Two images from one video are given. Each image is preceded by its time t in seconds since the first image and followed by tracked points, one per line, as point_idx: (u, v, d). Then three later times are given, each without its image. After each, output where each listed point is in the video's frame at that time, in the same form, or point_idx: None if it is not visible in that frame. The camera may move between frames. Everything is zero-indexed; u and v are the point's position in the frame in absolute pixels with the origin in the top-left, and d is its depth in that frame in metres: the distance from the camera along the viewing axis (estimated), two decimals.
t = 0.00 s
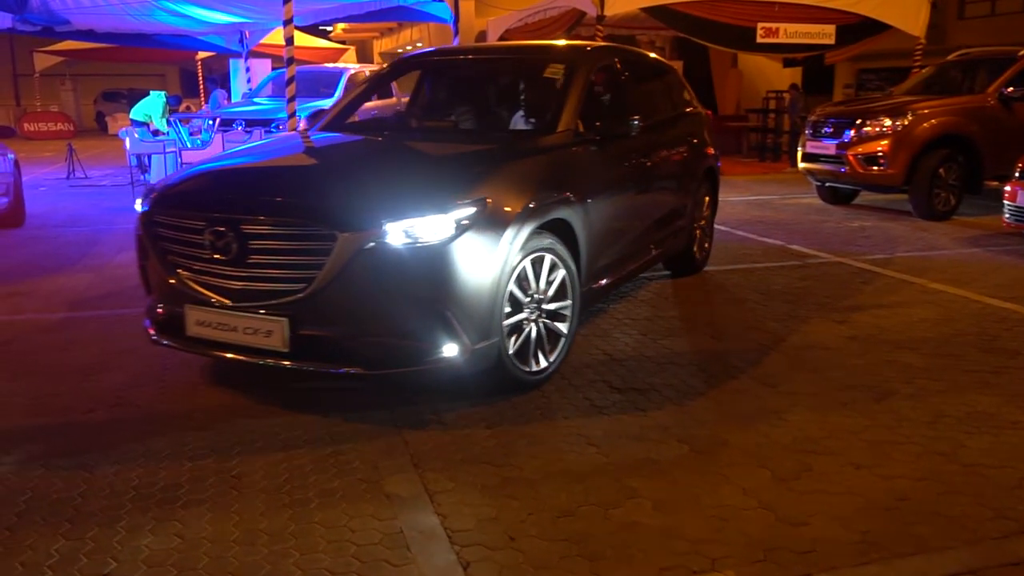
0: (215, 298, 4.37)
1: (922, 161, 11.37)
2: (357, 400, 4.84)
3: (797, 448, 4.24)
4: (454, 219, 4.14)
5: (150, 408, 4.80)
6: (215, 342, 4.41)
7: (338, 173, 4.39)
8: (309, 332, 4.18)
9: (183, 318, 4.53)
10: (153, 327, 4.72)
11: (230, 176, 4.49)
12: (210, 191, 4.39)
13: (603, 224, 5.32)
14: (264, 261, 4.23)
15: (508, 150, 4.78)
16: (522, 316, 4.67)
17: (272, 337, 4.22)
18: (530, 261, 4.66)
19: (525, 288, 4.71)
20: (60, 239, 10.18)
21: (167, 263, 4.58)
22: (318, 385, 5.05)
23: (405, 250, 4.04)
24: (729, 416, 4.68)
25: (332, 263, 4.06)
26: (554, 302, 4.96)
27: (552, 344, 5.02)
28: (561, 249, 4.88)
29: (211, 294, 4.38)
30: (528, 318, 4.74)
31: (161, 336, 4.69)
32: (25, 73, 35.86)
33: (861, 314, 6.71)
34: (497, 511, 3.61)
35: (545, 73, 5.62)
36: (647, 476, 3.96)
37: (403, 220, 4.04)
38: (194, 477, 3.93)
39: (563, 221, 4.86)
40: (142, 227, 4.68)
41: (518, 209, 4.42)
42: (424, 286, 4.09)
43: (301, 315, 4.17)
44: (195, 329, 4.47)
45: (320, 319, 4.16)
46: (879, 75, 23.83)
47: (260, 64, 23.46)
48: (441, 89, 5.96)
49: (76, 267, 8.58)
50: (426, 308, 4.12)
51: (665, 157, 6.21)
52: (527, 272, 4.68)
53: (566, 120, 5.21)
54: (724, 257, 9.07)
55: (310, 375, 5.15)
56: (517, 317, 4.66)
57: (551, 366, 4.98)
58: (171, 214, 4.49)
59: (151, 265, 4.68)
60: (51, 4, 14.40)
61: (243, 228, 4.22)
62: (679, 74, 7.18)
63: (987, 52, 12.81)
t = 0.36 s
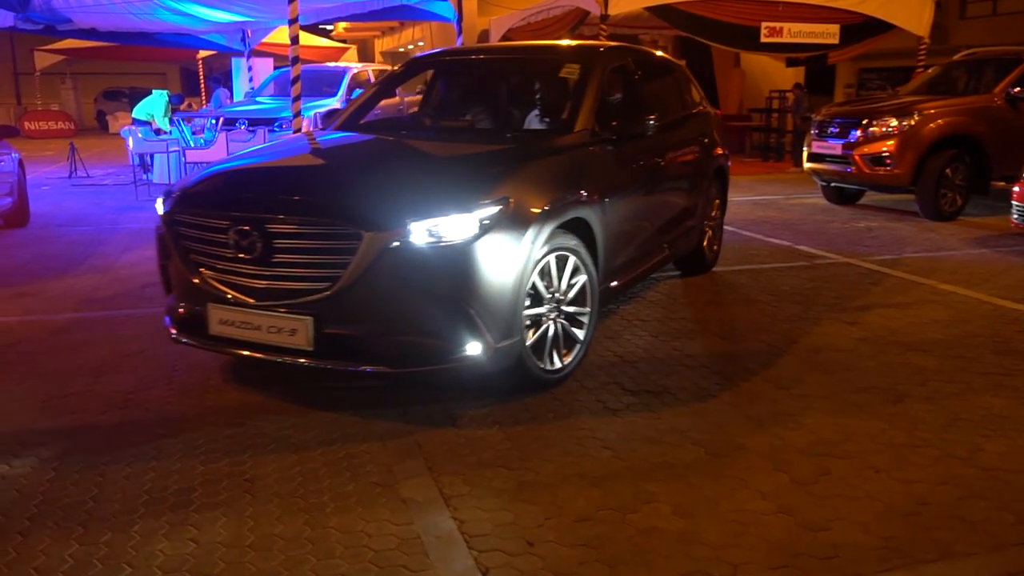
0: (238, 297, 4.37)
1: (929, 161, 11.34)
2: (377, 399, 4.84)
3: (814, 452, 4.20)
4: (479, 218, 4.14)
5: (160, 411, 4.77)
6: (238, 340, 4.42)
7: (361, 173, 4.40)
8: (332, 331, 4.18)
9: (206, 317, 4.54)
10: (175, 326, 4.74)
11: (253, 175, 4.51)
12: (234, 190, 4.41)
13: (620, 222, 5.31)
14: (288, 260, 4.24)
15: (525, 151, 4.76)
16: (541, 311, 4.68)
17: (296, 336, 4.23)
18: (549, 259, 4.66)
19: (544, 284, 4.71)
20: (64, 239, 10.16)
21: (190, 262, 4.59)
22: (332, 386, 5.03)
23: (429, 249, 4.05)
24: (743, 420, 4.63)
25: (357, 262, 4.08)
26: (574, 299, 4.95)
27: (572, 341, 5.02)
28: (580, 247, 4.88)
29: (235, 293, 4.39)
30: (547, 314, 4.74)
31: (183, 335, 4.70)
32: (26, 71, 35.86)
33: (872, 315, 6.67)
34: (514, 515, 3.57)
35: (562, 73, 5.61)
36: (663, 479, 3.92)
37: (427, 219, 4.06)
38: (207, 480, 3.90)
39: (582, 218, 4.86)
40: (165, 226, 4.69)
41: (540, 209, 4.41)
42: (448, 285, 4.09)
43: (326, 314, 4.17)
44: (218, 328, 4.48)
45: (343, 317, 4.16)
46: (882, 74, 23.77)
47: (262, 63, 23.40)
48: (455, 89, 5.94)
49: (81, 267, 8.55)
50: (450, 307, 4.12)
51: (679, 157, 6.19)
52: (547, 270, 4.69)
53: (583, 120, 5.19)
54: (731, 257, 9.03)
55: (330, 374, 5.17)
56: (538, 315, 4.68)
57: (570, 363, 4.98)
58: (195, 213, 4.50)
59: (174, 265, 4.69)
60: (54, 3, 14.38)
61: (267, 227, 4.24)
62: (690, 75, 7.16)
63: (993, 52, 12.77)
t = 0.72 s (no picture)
0: (257, 297, 4.36)
1: (929, 160, 11.31)
2: (393, 399, 4.84)
3: (828, 455, 4.15)
4: (500, 216, 4.15)
5: (163, 416, 4.68)
6: (257, 340, 4.40)
7: (379, 172, 4.39)
8: (353, 330, 4.18)
9: (223, 317, 4.52)
10: (191, 327, 4.72)
11: (271, 175, 4.49)
12: (253, 189, 4.39)
13: (632, 221, 5.31)
14: (309, 259, 4.22)
15: (540, 150, 4.73)
16: (558, 312, 4.67)
17: (316, 335, 4.22)
18: (566, 258, 4.66)
19: (561, 284, 4.70)
20: (60, 239, 10.06)
21: (207, 262, 4.56)
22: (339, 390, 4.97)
23: (450, 248, 4.04)
24: (755, 422, 4.58)
25: (379, 261, 4.07)
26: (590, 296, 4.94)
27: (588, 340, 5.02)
28: (595, 246, 4.87)
29: (254, 293, 4.37)
30: (564, 314, 4.74)
31: (201, 336, 4.67)
32: (18, 70, 35.67)
33: (879, 315, 6.63)
34: (528, 522, 3.51)
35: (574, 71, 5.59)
36: (678, 484, 3.86)
37: (449, 218, 4.05)
38: (213, 487, 3.82)
39: (598, 217, 4.85)
40: (181, 226, 4.66)
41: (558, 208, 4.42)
42: (470, 284, 4.08)
43: (347, 313, 4.17)
44: (236, 328, 4.45)
45: (364, 316, 4.16)
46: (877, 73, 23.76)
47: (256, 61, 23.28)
48: (465, 88, 5.91)
49: (78, 268, 8.44)
50: (472, 306, 4.12)
51: (687, 155, 6.16)
52: (564, 268, 4.69)
53: (597, 120, 5.16)
54: (733, 256, 8.98)
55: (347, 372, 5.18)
56: (555, 315, 4.67)
57: (586, 361, 4.99)
58: (213, 213, 4.48)
59: (190, 264, 4.67)
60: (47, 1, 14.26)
61: (288, 226, 4.22)
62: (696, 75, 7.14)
63: (991, 50, 12.75)
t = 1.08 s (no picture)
0: (266, 296, 4.33)
1: (920, 157, 11.31)
2: (401, 399, 4.85)
3: (835, 458, 4.08)
4: (511, 213, 4.13)
5: (152, 423, 4.56)
6: (266, 338, 4.37)
7: (387, 169, 4.37)
8: (364, 328, 4.16)
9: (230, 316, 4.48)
10: (196, 326, 4.69)
11: (278, 172, 4.47)
12: (260, 187, 4.37)
13: (636, 217, 5.30)
14: (318, 257, 4.20)
15: (546, 146, 4.70)
16: (567, 310, 4.66)
17: (326, 334, 4.20)
18: (574, 256, 4.65)
19: (569, 282, 4.68)
20: (43, 239, 9.88)
21: (214, 261, 4.52)
22: (334, 397, 4.87)
23: (462, 245, 4.03)
24: (758, 424, 4.50)
25: (391, 259, 4.06)
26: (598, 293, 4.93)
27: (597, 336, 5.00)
28: (602, 242, 4.86)
29: (262, 292, 4.34)
30: (573, 313, 4.72)
31: (207, 336, 4.64)
32: None
33: (876, 313, 6.58)
34: (534, 530, 3.42)
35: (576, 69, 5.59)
36: (683, 488, 3.78)
37: (459, 215, 4.04)
38: (208, 496, 3.70)
39: (604, 213, 4.84)
40: (185, 224, 4.63)
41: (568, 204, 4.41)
42: (481, 281, 4.07)
43: (358, 311, 4.14)
44: (244, 327, 4.42)
45: (374, 314, 4.13)
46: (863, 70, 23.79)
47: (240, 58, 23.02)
48: (464, 86, 5.91)
49: (62, 269, 8.28)
50: (483, 304, 4.10)
51: (686, 151, 6.15)
52: (573, 265, 4.66)
53: (601, 117, 5.13)
54: (726, 254, 8.92)
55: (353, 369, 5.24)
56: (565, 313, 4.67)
57: (595, 358, 4.97)
58: (219, 211, 4.45)
59: (194, 263, 4.63)
60: None
61: (297, 224, 4.20)
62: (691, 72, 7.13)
63: (980, 46, 12.76)
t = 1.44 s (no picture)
0: (282, 294, 4.31)
1: (924, 154, 11.20)
2: (415, 397, 4.83)
3: (854, 463, 3.96)
4: (530, 210, 4.11)
5: (149, 429, 4.43)
6: (283, 337, 4.36)
7: (403, 166, 4.34)
8: (382, 326, 4.13)
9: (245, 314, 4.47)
10: (209, 326, 4.66)
11: (293, 169, 4.44)
12: (275, 183, 4.33)
13: (649, 214, 5.28)
14: (336, 255, 4.17)
15: (560, 142, 4.67)
16: (584, 307, 4.64)
17: (344, 332, 4.18)
18: (590, 253, 4.64)
19: (587, 279, 4.67)
20: (37, 239, 9.73)
21: (229, 259, 4.50)
22: (333, 404, 4.74)
23: (481, 242, 4.00)
24: (773, 428, 4.39)
25: (409, 257, 4.03)
26: (613, 291, 4.93)
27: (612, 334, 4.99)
28: (618, 238, 4.85)
29: (278, 290, 4.33)
30: (588, 308, 4.70)
31: (218, 334, 4.64)
32: None
33: (886, 312, 6.47)
34: (546, 539, 3.30)
35: (587, 65, 5.57)
36: (699, 495, 3.66)
37: (479, 212, 4.01)
38: (206, 506, 3.57)
39: (620, 209, 4.83)
40: (198, 222, 4.60)
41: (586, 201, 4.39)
42: (500, 278, 4.04)
43: (376, 310, 4.11)
44: (259, 326, 4.40)
45: (392, 312, 4.10)
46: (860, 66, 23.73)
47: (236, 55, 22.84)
48: (472, 82, 5.90)
49: (56, 269, 8.15)
50: (502, 302, 4.08)
51: (696, 148, 6.08)
52: (590, 262, 4.67)
53: (614, 114, 5.12)
54: (731, 252, 8.80)
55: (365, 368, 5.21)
56: (582, 311, 4.67)
57: (610, 358, 4.97)
58: (234, 209, 4.42)
59: (207, 262, 4.61)
60: None
61: (313, 221, 4.17)
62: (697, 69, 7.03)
63: (983, 43, 12.66)
